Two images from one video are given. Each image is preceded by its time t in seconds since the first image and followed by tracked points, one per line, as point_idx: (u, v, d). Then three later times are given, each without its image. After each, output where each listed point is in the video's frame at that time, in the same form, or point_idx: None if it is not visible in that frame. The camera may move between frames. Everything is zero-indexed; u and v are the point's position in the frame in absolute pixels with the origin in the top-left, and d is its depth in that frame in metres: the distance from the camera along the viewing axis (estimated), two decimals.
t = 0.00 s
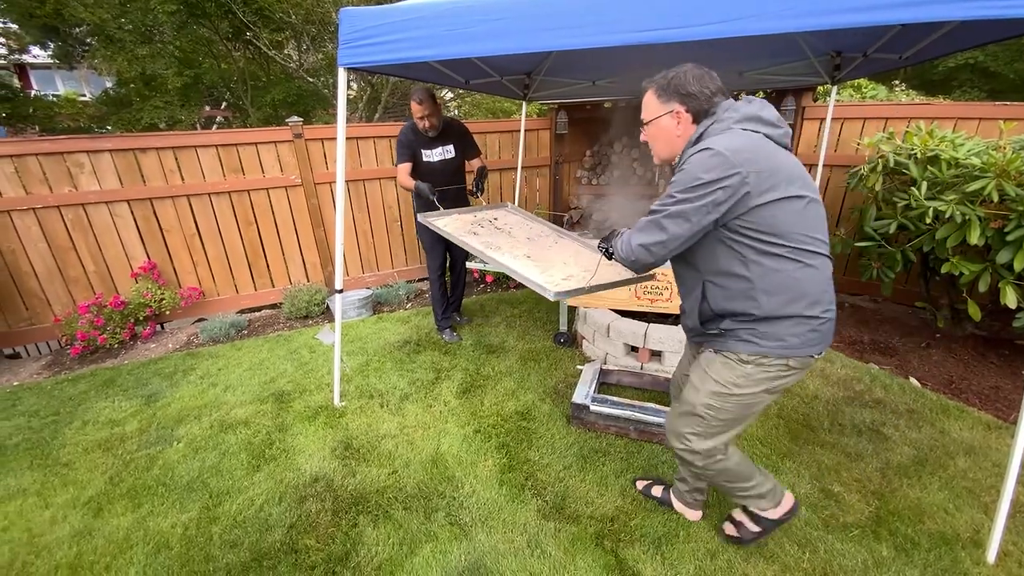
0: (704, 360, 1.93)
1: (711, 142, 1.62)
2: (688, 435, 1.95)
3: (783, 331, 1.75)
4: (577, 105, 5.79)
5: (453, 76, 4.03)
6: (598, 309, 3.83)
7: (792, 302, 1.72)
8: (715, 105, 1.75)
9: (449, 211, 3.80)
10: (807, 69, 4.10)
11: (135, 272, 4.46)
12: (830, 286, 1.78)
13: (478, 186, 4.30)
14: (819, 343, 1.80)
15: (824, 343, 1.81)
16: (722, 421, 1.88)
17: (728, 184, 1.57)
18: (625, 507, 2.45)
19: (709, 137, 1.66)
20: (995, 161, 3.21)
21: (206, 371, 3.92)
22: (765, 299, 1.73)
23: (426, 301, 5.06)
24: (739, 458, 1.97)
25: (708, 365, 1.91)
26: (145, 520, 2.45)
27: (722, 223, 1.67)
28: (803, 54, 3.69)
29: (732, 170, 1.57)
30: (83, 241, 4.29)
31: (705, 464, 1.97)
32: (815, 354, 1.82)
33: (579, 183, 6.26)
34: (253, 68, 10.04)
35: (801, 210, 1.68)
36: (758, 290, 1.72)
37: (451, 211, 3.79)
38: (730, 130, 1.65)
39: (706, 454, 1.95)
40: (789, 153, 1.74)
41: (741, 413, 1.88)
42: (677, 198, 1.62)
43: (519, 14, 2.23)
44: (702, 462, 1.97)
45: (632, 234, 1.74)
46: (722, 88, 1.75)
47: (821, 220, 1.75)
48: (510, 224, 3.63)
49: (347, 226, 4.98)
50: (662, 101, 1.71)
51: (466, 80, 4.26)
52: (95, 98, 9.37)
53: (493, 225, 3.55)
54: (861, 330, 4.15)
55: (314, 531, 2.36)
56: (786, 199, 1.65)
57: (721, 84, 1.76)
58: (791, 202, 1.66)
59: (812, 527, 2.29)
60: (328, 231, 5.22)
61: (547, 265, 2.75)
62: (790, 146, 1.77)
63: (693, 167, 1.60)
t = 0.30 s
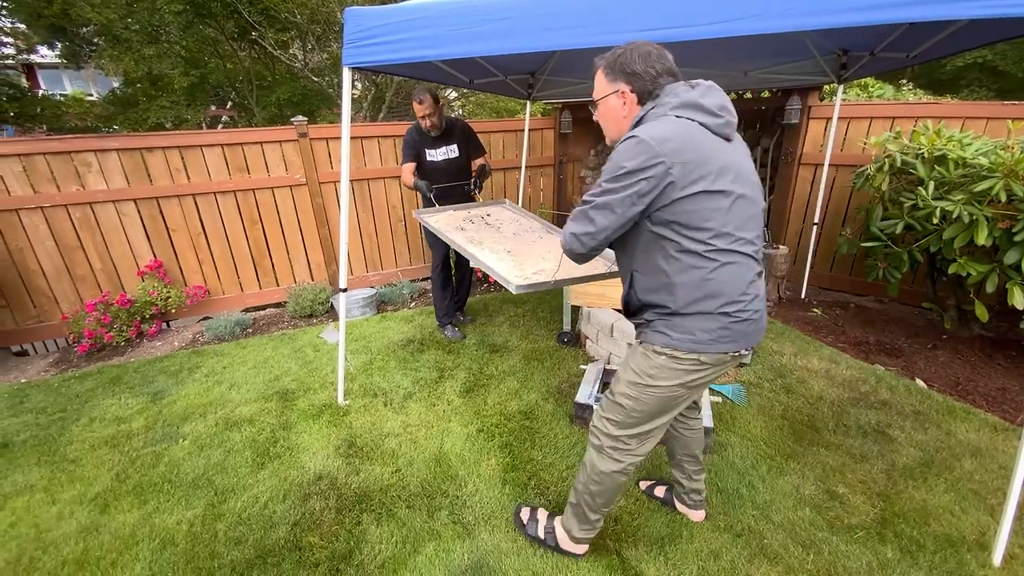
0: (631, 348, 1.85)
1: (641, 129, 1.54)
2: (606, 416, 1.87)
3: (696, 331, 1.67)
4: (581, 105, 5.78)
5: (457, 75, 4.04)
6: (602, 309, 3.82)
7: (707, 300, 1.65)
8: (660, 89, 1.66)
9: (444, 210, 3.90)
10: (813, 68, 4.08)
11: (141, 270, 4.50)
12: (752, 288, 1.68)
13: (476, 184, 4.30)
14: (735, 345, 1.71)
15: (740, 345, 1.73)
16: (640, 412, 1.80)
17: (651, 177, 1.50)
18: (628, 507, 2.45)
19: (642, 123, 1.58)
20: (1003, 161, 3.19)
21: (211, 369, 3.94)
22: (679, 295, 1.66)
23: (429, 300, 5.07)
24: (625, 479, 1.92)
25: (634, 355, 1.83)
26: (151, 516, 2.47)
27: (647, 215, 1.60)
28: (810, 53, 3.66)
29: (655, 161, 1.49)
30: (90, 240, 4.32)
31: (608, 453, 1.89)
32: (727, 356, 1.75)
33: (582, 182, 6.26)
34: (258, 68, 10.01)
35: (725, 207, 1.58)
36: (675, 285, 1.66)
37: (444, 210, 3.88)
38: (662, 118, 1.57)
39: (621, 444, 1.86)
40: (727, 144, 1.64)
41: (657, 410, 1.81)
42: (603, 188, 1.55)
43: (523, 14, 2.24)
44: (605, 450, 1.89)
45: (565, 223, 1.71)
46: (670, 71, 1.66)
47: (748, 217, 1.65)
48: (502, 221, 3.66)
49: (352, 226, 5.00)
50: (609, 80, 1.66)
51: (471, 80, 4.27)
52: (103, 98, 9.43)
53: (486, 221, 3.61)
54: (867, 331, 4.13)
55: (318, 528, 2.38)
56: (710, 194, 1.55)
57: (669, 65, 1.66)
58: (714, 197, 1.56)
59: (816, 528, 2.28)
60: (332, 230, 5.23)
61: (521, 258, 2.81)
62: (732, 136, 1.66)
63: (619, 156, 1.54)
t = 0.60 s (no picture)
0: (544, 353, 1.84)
1: (545, 125, 1.54)
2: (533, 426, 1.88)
3: (586, 335, 1.63)
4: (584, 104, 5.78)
5: (461, 75, 4.05)
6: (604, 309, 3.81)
7: (597, 304, 1.60)
8: (585, 77, 1.61)
9: (437, 207, 3.92)
10: (818, 66, 4.05)
11: (147, 269, 4.52)
12: (648, 299, 1.59)
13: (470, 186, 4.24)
14: (629, 356, 1.62)
15: (639, 355, 1.63)
16: (554, 415, 1.78)
17: (539, 177, 1.51)
18: (630, 507, 2.45)
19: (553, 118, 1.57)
20: (1010, 160, 3.17)
21: (215, 367, 3.96)
22: (571, 295, 1.65)
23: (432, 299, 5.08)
24: (574, 481, 1.89)
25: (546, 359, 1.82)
26: (156, 513, 2.49)
27: (549, 214, 1.60)
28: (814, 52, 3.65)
29: (549, 160, 1.49)
30: (96, 238, 4.35)
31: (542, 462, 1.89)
32: (627, 365, 1.65)
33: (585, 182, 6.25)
34: (262, 67, 10.08)
35: (616, 212, 1.52)
36: (571, 286, 1.64)
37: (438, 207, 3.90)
38: (568, 114, 1.55)
39: (549, 450, 1.85)
40: (636, 145, 1.54)
41: (572, 410, 1.75)
42: (507, 186, 1.60)
43: (525, 15, 2.24)
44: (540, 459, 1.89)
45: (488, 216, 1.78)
46: (598, 58, 1.59)
47: (651, 223, 1.55)
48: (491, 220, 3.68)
49: (355, 225, 5.01)
50: (538, 65, 1.65)
51: (475, 80, 4.31)
52: (108, 98, 9.49)
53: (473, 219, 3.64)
54: (871, 332, 4.11)
55: (321, 526, 2.38)
56: (599, 198, 1.51)
57: (596, 52, 1.59)
58: (603, 202, 1.51)
59: (819, 529, 2.27)
60: (336, 230, 5.25)
61: (495, 256, 2.83)
62: (647, 135, 1.55)
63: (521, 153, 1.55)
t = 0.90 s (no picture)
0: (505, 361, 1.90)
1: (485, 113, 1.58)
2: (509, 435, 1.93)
3: (516, 325, 1.66)
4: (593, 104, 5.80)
5: (468, 73, 4.05)
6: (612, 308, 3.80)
7: (524, 296, 1.63)
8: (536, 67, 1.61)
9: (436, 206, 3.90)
10: (829, 63, 4.02)
11: (157, 266, 4.57)
12: (570, 293, 1.58)
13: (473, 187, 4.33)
14: (555, 351, 1.62)
15: (567, 353, 1.62)
16: (521, 416, 1.82)
17: (474, 167, 1.57)
18: (636, 506, 2.45)
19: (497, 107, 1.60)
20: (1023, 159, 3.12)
21: (224, 363, 4.00)
22: (505, 284, 1.69)
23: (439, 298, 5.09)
24: (562, 480, 1.90)
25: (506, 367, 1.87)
26: (166, 507, 2.52)
27: (488, 203, 1.65)
28: (825, 49, 3.62)
29: (478, 151, 1.53)
30: (108, 236, 4.41)
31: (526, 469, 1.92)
32: (561, 363, 1.64)
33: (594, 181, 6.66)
34: (271, 67, 10.19)
35: (540, 205, 1.53)
36: (505, 277, 1.68)
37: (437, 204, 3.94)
38: (507, 105, 1.58)
39: (527, 454, 1.88)
40: (568, 139, 1.53)
41: (535, 408, 1.77)
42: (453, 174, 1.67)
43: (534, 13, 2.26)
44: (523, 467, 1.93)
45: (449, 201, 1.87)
46: (547, 46, 1.58)
47: (578, 220, 1.53)
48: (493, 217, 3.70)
49: (363, 223, 5.04)
50: (495, 54, 1.68)
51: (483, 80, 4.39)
52: (120, 97, 9.60)
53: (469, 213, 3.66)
54: (882, 333, 4.06)
55: (328, 522, 2.41)
56: (525, 190, 1.53)
57: (545, 41, 1.58)
58: (528, 194, 1.53)
59: (828, 531, 2.26)
60: (343, 228, 5.27)
61: (474, 252, 2.84)
62: (582, 130, 1.53)
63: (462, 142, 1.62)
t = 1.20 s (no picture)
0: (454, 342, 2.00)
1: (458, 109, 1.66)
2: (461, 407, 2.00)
3: (474, 311, 1.74)
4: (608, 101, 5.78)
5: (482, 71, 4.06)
6: (625, 307, 3.78)
7: (482, 284, 1.71)
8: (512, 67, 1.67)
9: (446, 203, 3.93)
10: (849, 59, 3.94)
11: (176, 261, 4.67)
12: (522, 285, 1.65)
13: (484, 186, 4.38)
14: (507, 338, 1.69)
15: (518, 341, 1.68)
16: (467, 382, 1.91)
17: (443, 160, 1.65)
18: (646, 506, 2.44)
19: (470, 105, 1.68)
20: None
21: (240, 357, 4.07)
22: (467, 272, 1.78)
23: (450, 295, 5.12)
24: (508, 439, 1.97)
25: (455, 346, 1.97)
26: (184, 496, 2.58)
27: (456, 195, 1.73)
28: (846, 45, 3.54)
29: (447, 144, 1.62)
30: (129, 231, 4.51)
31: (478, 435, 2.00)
32: (510, 349, 1.71)
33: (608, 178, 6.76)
34: (287, 66, 10.31)
35: (499, 199, 1.61)
36: (469, 266, 1.76)
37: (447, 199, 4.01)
38: (479, 102, 1.66)
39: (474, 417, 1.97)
40: (530, 138, 1.60)
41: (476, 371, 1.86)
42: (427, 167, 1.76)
43: (545, 13, 2.27)
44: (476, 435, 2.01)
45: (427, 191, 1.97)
46: (519, 45, 1.64)
47: (533, 215, 1.61)
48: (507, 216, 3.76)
49: (377, 221, 5.09)
50: (476, 53, 1.76)
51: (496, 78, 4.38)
52: (141, 95, 9.81)
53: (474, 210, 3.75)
54: (901, 335, 3.98)
55: (340, 515, 2.44)
56: (486, 184, 1.61)
57: (518, 40, 1.65)
58: (489, 188, 1.61)
59: (842, 536, 2.22)
60: (357, 225, 5.32)
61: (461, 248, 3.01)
62: (545, 131, 1.59)
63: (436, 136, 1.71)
